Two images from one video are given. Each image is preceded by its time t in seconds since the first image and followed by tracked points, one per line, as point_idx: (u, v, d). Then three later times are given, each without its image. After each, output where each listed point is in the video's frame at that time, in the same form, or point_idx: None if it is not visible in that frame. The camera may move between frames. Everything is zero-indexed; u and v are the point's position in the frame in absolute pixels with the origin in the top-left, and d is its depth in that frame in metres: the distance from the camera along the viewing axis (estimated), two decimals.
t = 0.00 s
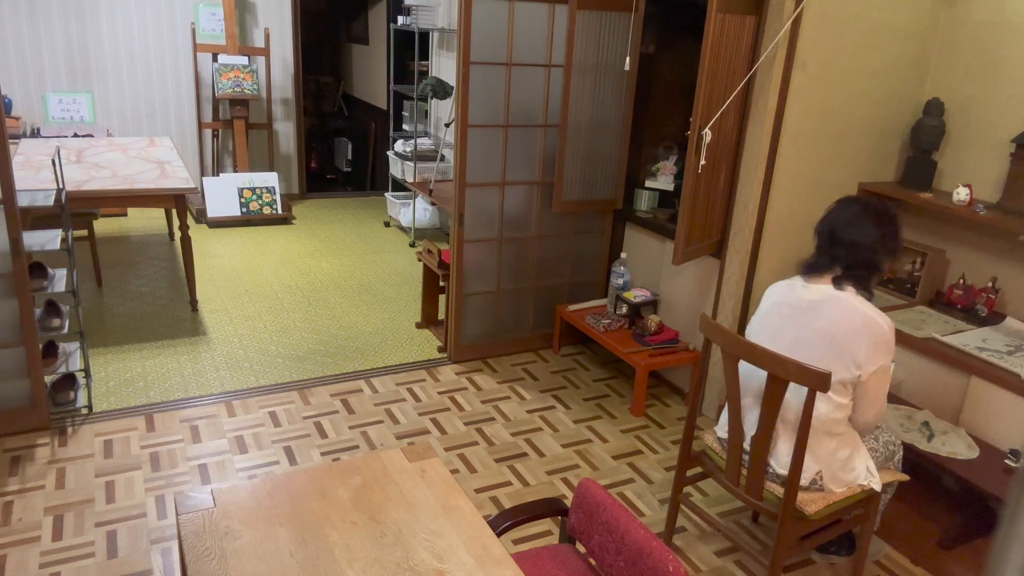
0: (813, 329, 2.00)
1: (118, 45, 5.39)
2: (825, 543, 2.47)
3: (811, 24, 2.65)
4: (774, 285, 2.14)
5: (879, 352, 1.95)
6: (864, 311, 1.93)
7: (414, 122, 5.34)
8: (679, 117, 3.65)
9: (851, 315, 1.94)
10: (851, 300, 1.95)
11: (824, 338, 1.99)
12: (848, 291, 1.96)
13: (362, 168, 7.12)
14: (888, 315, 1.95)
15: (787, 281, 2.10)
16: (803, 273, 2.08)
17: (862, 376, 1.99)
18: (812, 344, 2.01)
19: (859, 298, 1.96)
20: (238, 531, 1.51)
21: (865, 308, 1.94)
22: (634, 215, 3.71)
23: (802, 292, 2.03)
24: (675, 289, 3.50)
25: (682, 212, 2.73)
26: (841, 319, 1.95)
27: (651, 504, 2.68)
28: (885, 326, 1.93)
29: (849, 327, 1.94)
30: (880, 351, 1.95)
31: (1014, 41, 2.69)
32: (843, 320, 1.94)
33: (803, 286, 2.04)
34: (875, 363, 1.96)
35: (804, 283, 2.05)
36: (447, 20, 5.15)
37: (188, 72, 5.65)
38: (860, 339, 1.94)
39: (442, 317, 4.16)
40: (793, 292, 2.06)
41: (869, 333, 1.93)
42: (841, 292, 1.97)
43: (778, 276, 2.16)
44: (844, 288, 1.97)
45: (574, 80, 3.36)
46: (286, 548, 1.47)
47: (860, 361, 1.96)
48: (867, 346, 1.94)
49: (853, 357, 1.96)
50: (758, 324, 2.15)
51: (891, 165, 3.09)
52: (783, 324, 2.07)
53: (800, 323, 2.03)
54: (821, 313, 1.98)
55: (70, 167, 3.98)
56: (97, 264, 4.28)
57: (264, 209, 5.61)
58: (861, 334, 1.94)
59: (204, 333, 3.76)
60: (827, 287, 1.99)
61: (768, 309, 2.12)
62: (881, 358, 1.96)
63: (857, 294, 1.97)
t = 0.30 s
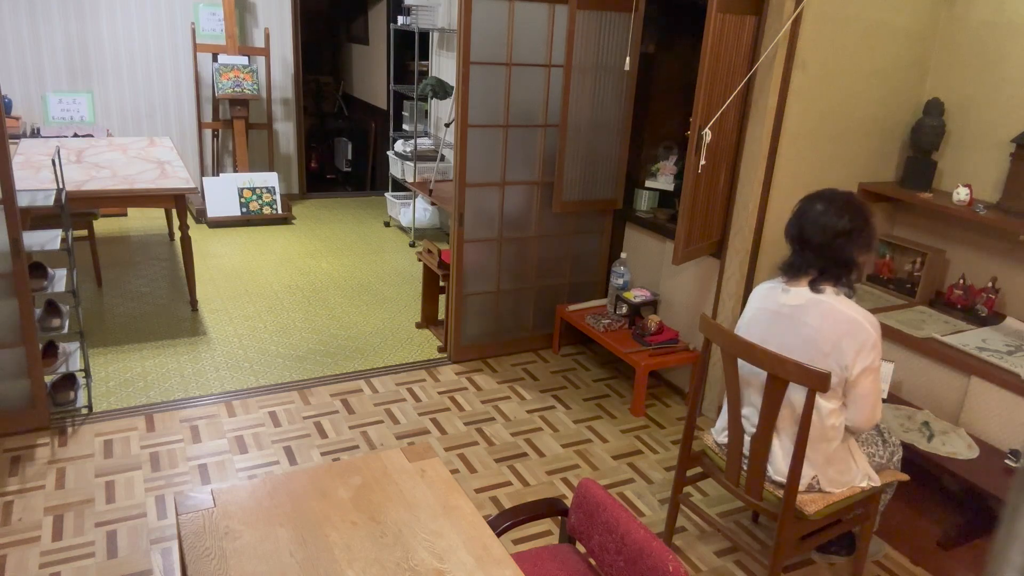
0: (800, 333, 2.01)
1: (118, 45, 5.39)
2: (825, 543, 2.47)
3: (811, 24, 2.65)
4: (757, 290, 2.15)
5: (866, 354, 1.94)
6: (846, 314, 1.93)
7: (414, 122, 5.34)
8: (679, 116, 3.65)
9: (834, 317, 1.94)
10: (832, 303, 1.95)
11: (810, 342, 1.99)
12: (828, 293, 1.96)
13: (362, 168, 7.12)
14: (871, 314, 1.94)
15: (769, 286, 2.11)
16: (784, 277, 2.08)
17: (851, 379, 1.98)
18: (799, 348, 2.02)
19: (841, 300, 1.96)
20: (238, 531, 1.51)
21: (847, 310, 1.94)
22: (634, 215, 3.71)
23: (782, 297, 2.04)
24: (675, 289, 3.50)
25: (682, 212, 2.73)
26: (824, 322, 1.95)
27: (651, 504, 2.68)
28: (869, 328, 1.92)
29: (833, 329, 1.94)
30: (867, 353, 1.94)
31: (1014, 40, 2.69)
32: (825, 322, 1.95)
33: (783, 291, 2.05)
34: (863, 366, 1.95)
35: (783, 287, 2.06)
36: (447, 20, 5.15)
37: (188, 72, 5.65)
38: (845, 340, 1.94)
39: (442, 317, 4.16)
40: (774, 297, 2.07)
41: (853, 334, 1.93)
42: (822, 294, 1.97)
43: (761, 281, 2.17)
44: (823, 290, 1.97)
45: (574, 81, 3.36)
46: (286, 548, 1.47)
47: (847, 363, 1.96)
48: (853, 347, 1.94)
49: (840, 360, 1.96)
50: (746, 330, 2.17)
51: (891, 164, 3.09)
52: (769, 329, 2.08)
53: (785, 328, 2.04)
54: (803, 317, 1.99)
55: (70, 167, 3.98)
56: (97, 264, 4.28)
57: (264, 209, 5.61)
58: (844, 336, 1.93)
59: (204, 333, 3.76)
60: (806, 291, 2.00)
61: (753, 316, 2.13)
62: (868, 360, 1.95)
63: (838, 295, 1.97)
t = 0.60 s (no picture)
0: (788, 332, 2.01)
1: (118, 45, 5.39)
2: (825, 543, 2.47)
3: (811, 24, 2.65)
4: (746, 291, 2.15)
5: (855, 349, 1.94)
6: (831, 311, 1.93)
7: (414, 122, 5.34)
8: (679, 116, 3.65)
9: (821, 315, 1.94)
10: (818, 301, 1.95)
11: (799, 341, 1.99)
12: (813, 291, 1.97)
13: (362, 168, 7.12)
14: (858, 310, 1.94)
15: (756, 287, 2.12)
16: (768, 278, 2.09)
17: (843, 375, 1.98)
18: (789, 348, 2.01)
19: (826, 298, 1.96)
20: (238, 531, 1.51)
21: (832, 307, 1.94)
22: (634, 215, 3.71)
23: (769, 297, 2.05)
24: (675, 289, 3.50)
25: (682, 212, 2.73)
26: (811, 320, 1.95)
27: (651, 504, 2.68)
28: (855, 322, 1.92)
29: (821, 327, 1.94)
30: (855, 348, 1.94)
31: (1014, 40, 2.69)
32: (813, 321, 1.95)
33: (771, 292, 2.05)
34: (853, 361, 1.95)
35: (770, 287, 2.06)
36: (447, 20, 5.15)
37: (188, 72, 5.65)
38: (834, 337, 1.93)
39: (442, 317, 4.16)
40: (761, 298, 2.07)
41: (840, 332, 1.93)
42: (807, 293, 1.97)
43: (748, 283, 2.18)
44: (809, 288, 1.98)
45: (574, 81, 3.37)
46: (287, 548, 1.47)
47: (837, 360, 1.95)
48: (843, 344, 1.94)
49: (830, 357, 1.96)
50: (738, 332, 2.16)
51: (891, 164, 3.09)
52: (759, 330, 2.09)
53: (774, 329, 2.04)
54: (791, 317, 1.99)
55: (70, 167, 3.98)
56: (97, 264, 4.28)
57: (264, 209, 5.61)
58: (832, 333, 1.93)
59: (204, 334, 3.76)
60: (792, 290, 2.00)
61: (742, 319, 2.14)
62: (858, 355, 1.95)
63: (823, 293, 1.98)
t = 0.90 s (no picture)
0: (832, 328, 2.01)
1: (118, 45, 5.39)
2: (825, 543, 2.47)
3: (811, 24, 2.65)
4: (798, 284, 2.16)
5: (895, 356, 1.96)
6: (884, 314, 1.95)
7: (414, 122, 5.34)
8: (679, 116, 3.65)
9: (872, 317, 1.95)
10: (874, 303, 1.96)
11: (841, 338, 1.99)
12: (871, 294, 1.98)
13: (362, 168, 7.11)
14: (907, 322, 1.97)
15: (811, 281, 2.12)
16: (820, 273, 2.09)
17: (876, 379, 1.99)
18: (829, 343, 2.02)
19: (880, 303, 1.98)
20: (238, 531, 1.51)
21: (883, 312, 1.96)
22: (634, 215, 3.72)
23: (826, 291, 2.05)
24: (675, 289, 3.50)
25: (682, 212, 2.73)
26: (860, 320, 1.96)
27: (651, 504, 2.68)
28: (903, 330, 1.94)
29: (869, 328, 1.95)
30: (895, 356, 1.96)
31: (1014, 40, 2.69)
32: (862, 321, 1.96)
33: (828, 288, 2.06)
34: (889, 367, 1.97)
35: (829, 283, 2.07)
36: (447, 20, 5.15)
37: (188, 72, 5.65)
38: (878, 340, 1.95)
39: (442, 317, 4.16)
40: (816, 291, 2.08)
41: (886, 337, 1.94)
42: (862, 294, 1.98)
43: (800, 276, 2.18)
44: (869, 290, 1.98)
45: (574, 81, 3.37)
46: (287, 548, 1.47)
47: (875, 363, 1.97)
48: (885, 348, 1.95)
49: (868, 358, 1.97)
50: (777, 321, 2.16)
51: (891, 164, 3.09)
52: (802, 322, 2.08)
53: (820, 322, 2.04)
54: (842, 312, 1.99)
55: (70, 167, 3.98)
56: (97, 264, 4.28)
57: (264, 209, 5.61)
58: (877, 336, 1.95)
59: (203, 333, 3.76)
60: (850, 289, 2.01)
61: (788, 307, 2.13)
62: (895, 363, 1.97)
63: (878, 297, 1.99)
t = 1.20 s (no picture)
0: (801, 334, 2.01)
1: (118, 45, 5.39)
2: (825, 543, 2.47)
3: (811, 24, 2.65)
4: (762, 290, 2.15)
5: (868, 356, 1.96)
6: (848, 315, 1.94)
7: (414, 122, 5.34)
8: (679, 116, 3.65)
9: (838, 318, 1.94)
10: (838, 305, 1.95)
11: (812, 343, 1.99)
12: (831, 295, 1.98)
13: (362, 168, 7.11)
14: (877, 319, 1.96)
15: (772, 287, 2.12)
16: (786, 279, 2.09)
17: (853, 381, 1.99)
18: (802, 350, 2.01)
19: (846, 303, 1.97)
20: (238, 531, 1.51)
21: (852, 313, 1.95)
22: (634, 215, 3.72)
23: (786, 298, 2.04)
24: (675, 289, 3.50)
25: (682, 212, 2.73)
26: (828, 324, 1.96)
27: (651, 504, 2.68)
28: (872, 329, 1.94)
29: (839, 332, 1.95)
30: (869, 355, 1.96)
31: (1014, 40, 2.69)
32: (830, 325, 1.95)
33: (788, 294, 2.05)
34: (865, 368, 1.97)
35: (787, 288, 2.06)
36: (447, 20, 5.15)
37: (188, 72, 5.65)
38: (848, 343, 1.94)
39: (442, 317, 4.16)
40: (778, 297, 2.07)
41: (857, 338, 1.94)
42: (825, 296, 1.98)
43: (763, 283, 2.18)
44: (827, 292, 1.98)
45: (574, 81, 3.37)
46: (287, 548, 1.47)
47: (849, 366, 1.97)
48: (857, 350, 1.95)
49: (842, 362, 1.96)
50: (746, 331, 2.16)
51: (891, 164, 3.09)
52: (772, 331, 2.08)
53: (788, 330, 2.04)
54: (807, 318, 1.99)
55: (70, 167, 3.98)
56: (97, 264, 4.28)
57: (264, 209, 5.61)
58: (848, 338, 1.94)
59: (204, 334, 3.76)
60: (809, 292, 2.01)
61: (755, 317, 2.13)
62: (870, 362, 1.97)
63: (841, 297, 1.98)
